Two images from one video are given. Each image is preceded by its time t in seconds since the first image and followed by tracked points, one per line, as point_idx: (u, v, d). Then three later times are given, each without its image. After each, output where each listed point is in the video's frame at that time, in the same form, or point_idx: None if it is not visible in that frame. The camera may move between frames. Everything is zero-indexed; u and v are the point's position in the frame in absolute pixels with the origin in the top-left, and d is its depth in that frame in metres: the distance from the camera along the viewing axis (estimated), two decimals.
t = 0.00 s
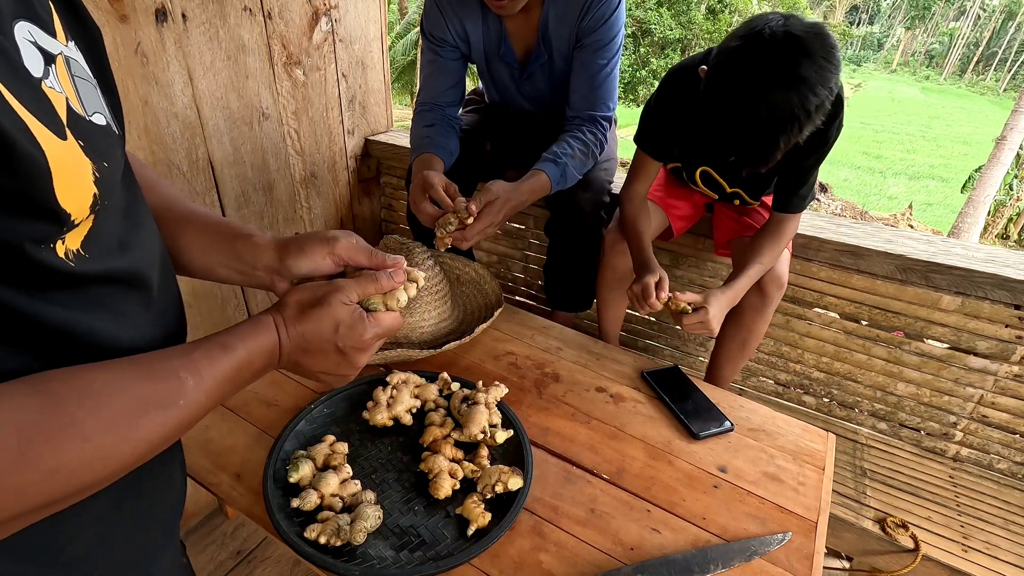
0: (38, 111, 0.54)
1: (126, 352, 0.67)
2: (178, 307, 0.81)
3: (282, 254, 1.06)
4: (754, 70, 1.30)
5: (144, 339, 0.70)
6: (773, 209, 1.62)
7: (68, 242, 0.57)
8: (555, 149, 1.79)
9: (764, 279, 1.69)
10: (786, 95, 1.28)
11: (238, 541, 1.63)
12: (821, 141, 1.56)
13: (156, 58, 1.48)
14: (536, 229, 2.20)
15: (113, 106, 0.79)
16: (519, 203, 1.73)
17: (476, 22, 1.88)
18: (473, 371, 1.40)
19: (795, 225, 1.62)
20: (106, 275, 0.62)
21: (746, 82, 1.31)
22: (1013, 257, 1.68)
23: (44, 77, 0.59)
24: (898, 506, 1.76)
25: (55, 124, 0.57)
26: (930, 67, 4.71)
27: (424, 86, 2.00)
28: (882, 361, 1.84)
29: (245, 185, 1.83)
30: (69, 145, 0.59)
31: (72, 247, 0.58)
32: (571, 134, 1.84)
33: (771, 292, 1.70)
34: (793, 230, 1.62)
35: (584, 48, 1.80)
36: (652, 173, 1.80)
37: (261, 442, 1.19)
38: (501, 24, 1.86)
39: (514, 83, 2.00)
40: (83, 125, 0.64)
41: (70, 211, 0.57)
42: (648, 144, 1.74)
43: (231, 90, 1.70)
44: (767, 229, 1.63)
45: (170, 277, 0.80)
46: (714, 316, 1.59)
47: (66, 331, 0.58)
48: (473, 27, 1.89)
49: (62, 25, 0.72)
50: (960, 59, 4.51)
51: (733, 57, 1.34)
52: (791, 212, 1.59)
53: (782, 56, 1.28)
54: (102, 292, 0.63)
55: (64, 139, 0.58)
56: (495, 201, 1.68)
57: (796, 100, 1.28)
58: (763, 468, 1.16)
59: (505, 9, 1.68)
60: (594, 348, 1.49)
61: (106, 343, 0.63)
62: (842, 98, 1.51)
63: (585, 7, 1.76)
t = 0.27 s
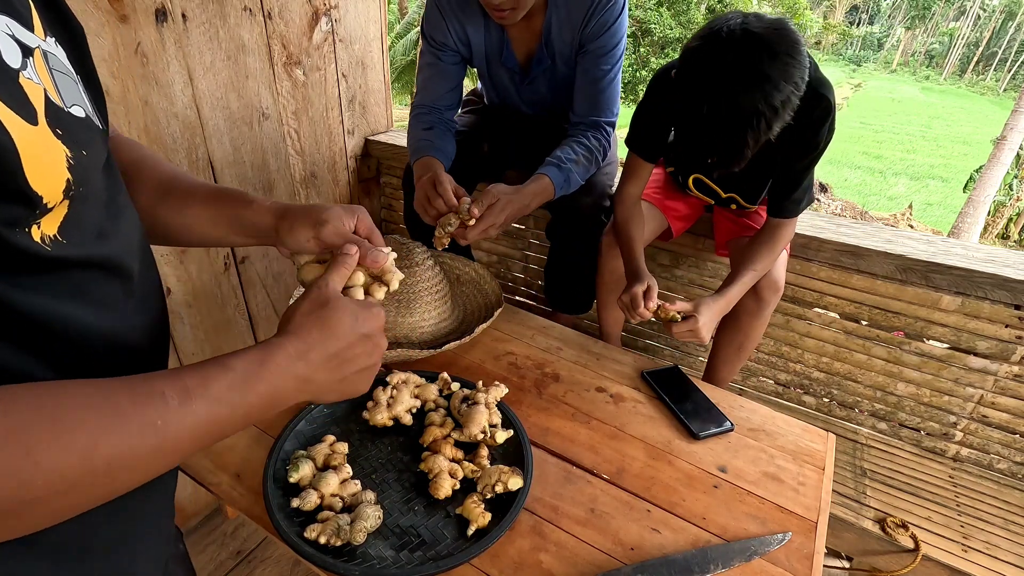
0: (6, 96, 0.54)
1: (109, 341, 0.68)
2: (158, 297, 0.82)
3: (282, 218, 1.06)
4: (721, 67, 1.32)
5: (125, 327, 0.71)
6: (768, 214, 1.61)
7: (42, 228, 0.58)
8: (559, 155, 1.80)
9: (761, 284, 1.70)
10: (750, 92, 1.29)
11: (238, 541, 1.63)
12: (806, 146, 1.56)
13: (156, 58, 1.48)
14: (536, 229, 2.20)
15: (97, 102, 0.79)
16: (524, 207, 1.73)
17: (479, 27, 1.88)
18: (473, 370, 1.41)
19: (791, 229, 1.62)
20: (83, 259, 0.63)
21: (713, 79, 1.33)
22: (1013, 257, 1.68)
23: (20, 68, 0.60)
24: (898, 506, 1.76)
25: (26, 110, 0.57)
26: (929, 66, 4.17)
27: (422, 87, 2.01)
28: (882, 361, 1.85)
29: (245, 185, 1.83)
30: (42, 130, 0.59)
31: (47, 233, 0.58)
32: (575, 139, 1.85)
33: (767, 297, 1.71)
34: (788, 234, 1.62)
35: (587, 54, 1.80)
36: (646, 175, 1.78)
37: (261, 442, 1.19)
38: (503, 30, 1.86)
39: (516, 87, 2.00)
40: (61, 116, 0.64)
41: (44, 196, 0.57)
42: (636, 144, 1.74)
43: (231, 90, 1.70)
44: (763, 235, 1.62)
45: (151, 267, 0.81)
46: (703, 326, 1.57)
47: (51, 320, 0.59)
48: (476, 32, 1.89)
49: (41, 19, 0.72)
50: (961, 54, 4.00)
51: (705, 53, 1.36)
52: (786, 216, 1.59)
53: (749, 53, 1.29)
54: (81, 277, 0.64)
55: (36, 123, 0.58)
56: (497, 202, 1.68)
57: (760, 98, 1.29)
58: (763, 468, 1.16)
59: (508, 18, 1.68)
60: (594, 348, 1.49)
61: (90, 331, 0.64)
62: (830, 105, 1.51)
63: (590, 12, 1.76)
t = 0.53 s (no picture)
0: None
1: (100, 340, 0.68)
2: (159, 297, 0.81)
3: (310, 206, 1.09)
4: (698, 49, 1.33)
5: (117, 328, 0.71)
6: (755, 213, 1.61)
7: (45, 223, 0.59)
8: (562, 156, 1.80)
9: (748, 284, 1.70)
10: (725, 74, 1.30)
11: (238, 541, 1.63)
12: (790, 143, 1.56)
13: (156, 58, 1.48)
14: (536, 229, 2.20)
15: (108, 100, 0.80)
16: (525, 208, 1.73)
17: (487, 30, 1.87)
18: (473, 370, 1.41)
19: (776, 230, 1.61)
20: (74, 261, 0.63)
21: (690, 60, 1.34)
22: (1013, 257, 1.68)
23: (19, 62, 0.61)
24: (898, 506, 1.76)
25: (15, 101, 0.58)
26: (929, 67, 4.01)
27: (422, 87, 2.00)
28: (882, 361, 1.85)
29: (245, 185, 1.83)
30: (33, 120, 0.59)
31: (50, 227, 0.59)
32: (578, 141, 1.85)
33: (756, 297, 1.71)
34: (774, 234, 1.61)
35: (594, 55, 1.80)
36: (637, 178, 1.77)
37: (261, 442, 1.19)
38: (511, 34, 1.86)
39: (521, 90, 2.00)
40: (61, 112, 0.64)
41: (42, 188, 0.58)
42: (626, 141, 1.73)
43: (231, 90, 1.70)
44: (748, 236, 1.61)
45: (150, 270, 0.80)
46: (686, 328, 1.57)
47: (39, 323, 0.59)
48: (484, 35, 1.89)
49: (49, 19, 0.73)
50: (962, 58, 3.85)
51: (683, 36, 1.37)
52: (773, 215, 1.58)
53: (726, 36, 1.30)
54: (72, 279, 0.64)
55: (25, 114, 0.59)
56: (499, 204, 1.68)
57: (736, 79, 1.29)
58: (763, 468, 1.16)
59: (518, 24, 1.68)
60: (594, 348, 1.49)
61: (79, 333, 0.64)
62: (813, 105, 1.51)
63: (598, 15, 1.76)
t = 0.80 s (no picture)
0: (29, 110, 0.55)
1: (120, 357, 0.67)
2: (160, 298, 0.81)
3: (315, 232, 1.11)
4: (677, 43, 1.35)
5: (139, 338, 0.71)
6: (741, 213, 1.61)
7: (70, 243, 0.58)
8: (566, 156, 1.80)
9: (734, 283, 1.70)
10: (702, 66, 1.30)
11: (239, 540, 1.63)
12: (776, 142, 1.56)
13: (156, 58, 1.48)
14: (536, 229, 2.20)
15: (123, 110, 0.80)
16: (530, 206, 1.73)
17: (493, 29, 1.87)
18: (473, 370, 1.41)
19: (763, 231, 1.60)
20: (96, 276, 0.62)
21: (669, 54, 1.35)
22: (1013, 257, 1.68)
23: (43, 76, 0.61)
24: (898, 506, 1.76)
25: (47, 124, 0.58)
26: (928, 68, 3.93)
27: (423, 88, 2.01)
28: (882, 361, 1.85)
29: (245, 185, 1.83)
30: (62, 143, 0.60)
31: (73, 246, 0.59)
32: (582, 141, 1.85)
33: (742, 296, 1.72)
34: (761, 235, 1.60)
35: (599, 56, 1.80)
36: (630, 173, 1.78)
37: (261, 442, 1.19)
38: (517, 34, 1.86)
39: (524, 91, 2.00)
40: (82, 126, 0.65)
41: (68, 208, 0.58)
42: (619, 139, 1.75)
43: (231, 90, 1.70)
44: (734, 235, 1.62)
45: (160, 276, 0.81)
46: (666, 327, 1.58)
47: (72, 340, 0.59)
48: (490, 35, 1.89)
49: (73, 29, 0.75)
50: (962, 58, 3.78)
51: (664, 30, 1.39)
52: (760, 215, 1.57)
53: (703, 29, 1.31)
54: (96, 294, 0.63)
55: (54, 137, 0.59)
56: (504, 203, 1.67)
57: (712, 72, 1.29)
58: (763, 468, 1.16)
59: (526, 24, 1.68)
60: (594, 348, 1.49)
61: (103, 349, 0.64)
62: (800, 105, 1.50)
63: (605, 14, 1.76)
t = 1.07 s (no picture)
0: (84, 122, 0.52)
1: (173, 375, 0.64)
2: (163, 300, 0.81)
3: (284, 267, 1.10)
4: (667, 46, 1.35)
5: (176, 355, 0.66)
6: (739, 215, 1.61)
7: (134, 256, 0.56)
8: (566, 155, 1.80)
9: (731, 284, 1.71)
10: (693, 67, 1.30)
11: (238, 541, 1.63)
12: (774, 144, 1.56)
13: (156, 57, 1.48)
14: (536, 229, 2.20)
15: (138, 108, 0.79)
16: (532, 204, 1.72)
17: (495, 29, 1.87)
18: (473, 370, 1.41)
19: (761, 233, 1.60)
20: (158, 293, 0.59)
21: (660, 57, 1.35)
22: (1013, 257, 1.68)
23: (83, 81, 0.59)
24: (898, 506, 1.76)
25: (99, 139, 0.55)
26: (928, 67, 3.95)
27: (423, 88, 2.01)
28: (882, 361, 1.85)
29: (244, 185, 1.83)
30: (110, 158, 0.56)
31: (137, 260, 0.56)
32: (583, 141, 1.85)
33: (739, 296, 1.72)
34: (759, 236, 1.61)
35: (601, 55, 1.80)
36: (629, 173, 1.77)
37: (261, 442, 1.19)
38: (519, 33, 1.86)
39: (525, 91, 2.00)
40: (119, 130, 0.64)
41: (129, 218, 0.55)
42: (617, 142, 1.73)
43: (231, 90, 1.70)
44: (731, 235, 1.62)
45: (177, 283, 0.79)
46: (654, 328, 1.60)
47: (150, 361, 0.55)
48: (491, 36, 1.89)
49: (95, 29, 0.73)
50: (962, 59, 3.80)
51: (656, 32, 1.40)
52: (758, 217, 1.57)
53: (693, 31, 1.32)
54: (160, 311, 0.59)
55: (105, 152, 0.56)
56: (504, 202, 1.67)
57: (703, 74, 1.29)
58: (763, 468, 1.16)
59: (529, 24, 1.68)
60: (594, 348, 1.49)
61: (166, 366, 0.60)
62: (797, 106, 1.51)
63: (607, 14, 1.76)
